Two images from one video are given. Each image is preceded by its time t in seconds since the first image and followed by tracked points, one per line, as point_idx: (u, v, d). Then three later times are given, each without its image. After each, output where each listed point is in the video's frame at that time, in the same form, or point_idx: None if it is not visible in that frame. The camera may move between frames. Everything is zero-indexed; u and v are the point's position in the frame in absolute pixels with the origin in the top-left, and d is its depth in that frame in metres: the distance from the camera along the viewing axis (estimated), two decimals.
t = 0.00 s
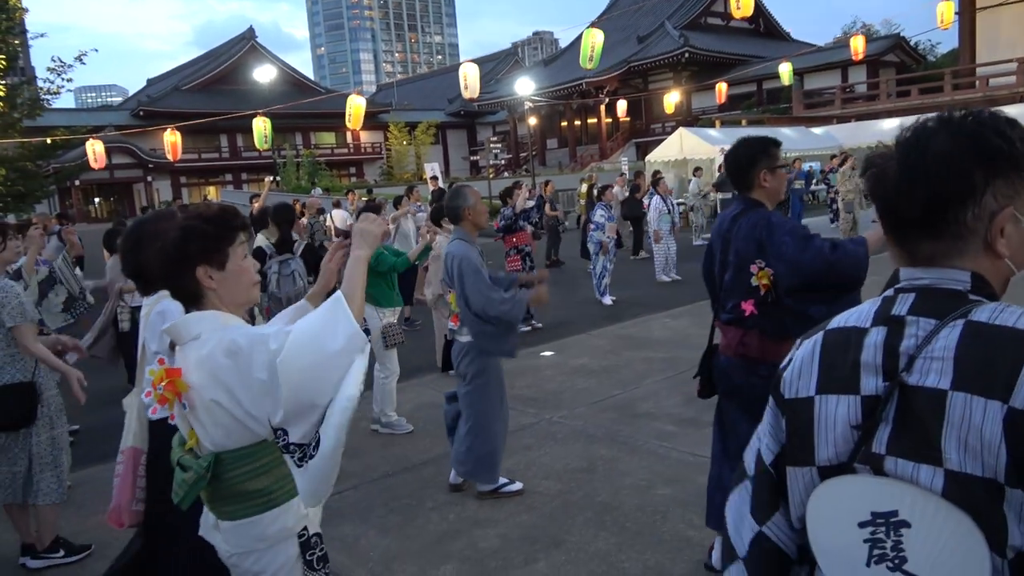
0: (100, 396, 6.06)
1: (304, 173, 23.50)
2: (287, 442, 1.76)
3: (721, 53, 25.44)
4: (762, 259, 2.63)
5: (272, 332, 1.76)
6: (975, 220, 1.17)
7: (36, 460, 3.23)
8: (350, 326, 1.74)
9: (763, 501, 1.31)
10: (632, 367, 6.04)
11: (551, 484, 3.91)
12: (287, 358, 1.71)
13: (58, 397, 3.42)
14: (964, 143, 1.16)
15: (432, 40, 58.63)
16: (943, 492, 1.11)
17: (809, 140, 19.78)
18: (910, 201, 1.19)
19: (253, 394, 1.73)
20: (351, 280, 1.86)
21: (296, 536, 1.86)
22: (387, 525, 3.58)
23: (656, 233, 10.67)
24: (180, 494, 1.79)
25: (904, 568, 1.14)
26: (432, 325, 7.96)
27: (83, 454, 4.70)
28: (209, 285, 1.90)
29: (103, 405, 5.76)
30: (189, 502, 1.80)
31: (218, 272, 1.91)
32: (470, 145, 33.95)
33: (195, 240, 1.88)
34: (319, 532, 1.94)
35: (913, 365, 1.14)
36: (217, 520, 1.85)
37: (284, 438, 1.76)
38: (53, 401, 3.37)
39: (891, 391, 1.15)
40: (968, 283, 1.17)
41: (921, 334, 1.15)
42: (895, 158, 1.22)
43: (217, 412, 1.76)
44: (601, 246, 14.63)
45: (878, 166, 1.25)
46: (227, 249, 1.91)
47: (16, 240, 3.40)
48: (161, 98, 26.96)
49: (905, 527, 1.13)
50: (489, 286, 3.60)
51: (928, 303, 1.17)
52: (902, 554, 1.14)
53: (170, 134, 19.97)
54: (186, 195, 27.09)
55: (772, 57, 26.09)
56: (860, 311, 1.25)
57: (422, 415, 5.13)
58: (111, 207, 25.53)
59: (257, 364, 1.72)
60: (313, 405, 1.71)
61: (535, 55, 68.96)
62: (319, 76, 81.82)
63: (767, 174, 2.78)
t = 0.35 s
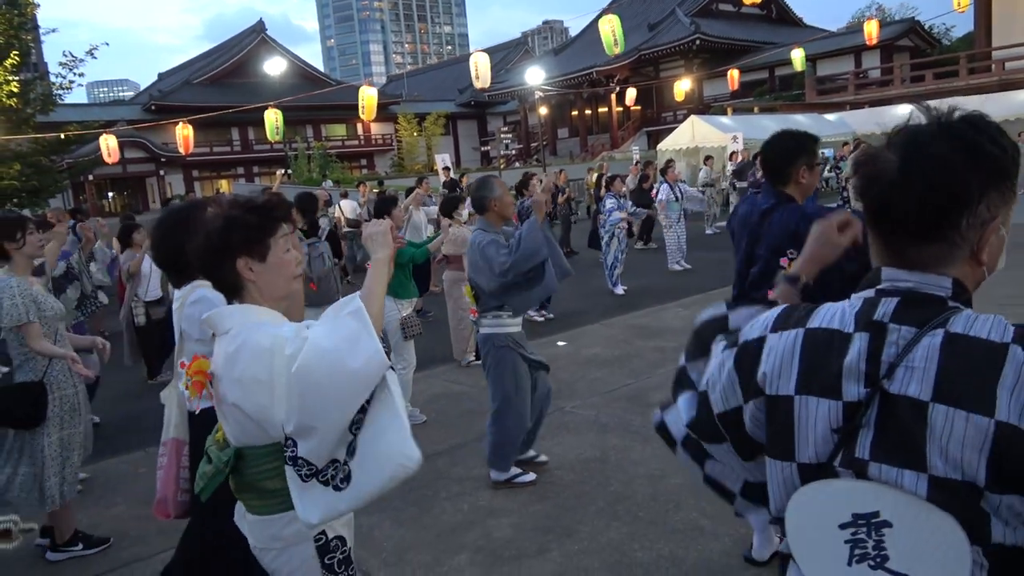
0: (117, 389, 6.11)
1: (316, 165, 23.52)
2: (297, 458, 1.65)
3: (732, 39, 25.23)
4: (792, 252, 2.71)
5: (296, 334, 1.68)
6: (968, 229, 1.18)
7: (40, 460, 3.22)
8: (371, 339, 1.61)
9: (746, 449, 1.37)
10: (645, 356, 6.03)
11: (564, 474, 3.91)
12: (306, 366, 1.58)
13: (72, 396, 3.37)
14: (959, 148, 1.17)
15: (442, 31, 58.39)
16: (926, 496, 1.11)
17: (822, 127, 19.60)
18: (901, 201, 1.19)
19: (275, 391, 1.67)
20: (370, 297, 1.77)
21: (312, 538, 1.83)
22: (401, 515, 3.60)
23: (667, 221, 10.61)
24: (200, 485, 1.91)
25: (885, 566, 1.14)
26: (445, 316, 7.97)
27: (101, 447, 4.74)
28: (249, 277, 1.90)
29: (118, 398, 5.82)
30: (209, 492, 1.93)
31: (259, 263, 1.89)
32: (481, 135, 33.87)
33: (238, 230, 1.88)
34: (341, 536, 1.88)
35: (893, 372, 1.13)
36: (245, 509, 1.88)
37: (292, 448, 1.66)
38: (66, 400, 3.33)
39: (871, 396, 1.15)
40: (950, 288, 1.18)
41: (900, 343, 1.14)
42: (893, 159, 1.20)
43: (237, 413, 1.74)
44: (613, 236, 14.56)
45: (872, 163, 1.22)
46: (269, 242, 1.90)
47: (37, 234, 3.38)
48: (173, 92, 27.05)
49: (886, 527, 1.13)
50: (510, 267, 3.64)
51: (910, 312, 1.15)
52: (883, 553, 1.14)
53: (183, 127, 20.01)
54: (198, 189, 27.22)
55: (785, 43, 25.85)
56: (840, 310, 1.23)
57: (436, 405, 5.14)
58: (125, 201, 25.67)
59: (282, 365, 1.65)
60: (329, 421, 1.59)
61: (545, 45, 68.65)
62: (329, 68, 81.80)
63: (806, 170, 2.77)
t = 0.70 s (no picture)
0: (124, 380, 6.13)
1: (319, 158, 23.51)
2: (303, 467, 1.65)
3: (737, 30, 25.12)
4: (822, 238, 2.67)
5: (329, 356, 1.62)
6: (988, 246, 1.27)
7: (38, 455, 3.18)
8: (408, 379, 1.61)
9: (744, 437, 1.39)
10: (649, 349, 6.03)
11: (569, 466, 3.92)
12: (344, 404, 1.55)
13: (75, 392, 3.28)
14: (987, 177, 1.23)
15: (446, 22, 58.18)
16: (961, 481, 1.18)
17: (828, 118, 19.52)
18: (920, 209, 1.25)
19: (296, 401, 1.61)
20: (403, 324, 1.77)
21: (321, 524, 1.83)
22: (406, 506, 3.60)
23: (673, 213, 10.58)
24: (210, 473, 1.89)
25: (918, 549, 1.19)
26: (450, 308, 7.99)
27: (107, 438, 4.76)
28: (278, 273, 1.87)
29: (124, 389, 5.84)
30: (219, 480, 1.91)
31: (288, 260, 1.87)
32: (485, 128, 33.78)
33: (268, 227, 1.84)
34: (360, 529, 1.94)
35: (924, 373, 1.18)
36: (247, 495, 1.88)
37: (302, 458, 1.65)
38: (67, 396, 3.25)
39: (903, 396, 1.20)
40: (963, 294, 1.24)
41: (925, 347, 1.19)
42: (934, 183, 1.24)
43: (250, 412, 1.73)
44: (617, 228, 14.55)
45: (909, 177, 1.27)
46: (297, 240, 1.88)
47: (54, 224, 3.36)
48: (176, 84, 27.05)
49: (918, 513, 1.19)
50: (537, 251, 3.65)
51: (936, 316, 1.20)
52: (916, 536, 1.19)
53: (187, 120, 20.00)
54: (203, 181, 27.24)
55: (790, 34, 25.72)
56: (864, 310, 1.25)
57: (442, 396, 5.15)
58: (129, 193, 25.71)
59: (305, 386, 1.60)
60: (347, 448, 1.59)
61: (549, 37, 68.35)
62: (332, 61, 81.74)
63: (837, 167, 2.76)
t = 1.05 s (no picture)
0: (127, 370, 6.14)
1: (321, 149, 23.47)
2: (377, 446, 1.86)
3: (739, 24, 25.04)
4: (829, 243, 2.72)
5: (393, 343, 1.75)
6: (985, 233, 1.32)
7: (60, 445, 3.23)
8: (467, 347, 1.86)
9: (763, 433, 1.38)
10: (651, 341, 6.04)
11: (570, 458, 3.92)
12: (430, 386, 1.74)
13: (93, 382, 3.28)
14: (983, 168, 1.29)
15: (447, 14, 57.96)
16: (988, 449, 1.22)
17: (830, 111, 19.47)
18: (924, 206, 1.29)
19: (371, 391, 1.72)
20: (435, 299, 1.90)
21: (360, 506, 1.91)
22: (409, 498, 3.61)
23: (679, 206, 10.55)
24: (257, 474, 1.84)
25: (949, 520, 1.21)
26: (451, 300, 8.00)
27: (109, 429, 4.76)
28: (304, 270, 1.87)
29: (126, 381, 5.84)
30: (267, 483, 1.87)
31: (315, 258, 1.89)
32: (486, 120, 33.68)
33: (297, 225, 1.83)
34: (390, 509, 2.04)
35: (946, 352, 1.21)
36: (275, 493, 1.89)
37: (372, 440, 1.85)
38: (85, 387, 3.25)
39: (929, 374, 1.21)
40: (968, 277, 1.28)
41: (943, 327, 1.22)
42: (941, 175, 1.28)
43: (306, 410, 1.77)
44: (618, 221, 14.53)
45: (914, 172, 1.30)
46: (324, 235, 1.89)
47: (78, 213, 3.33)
48: (177, 75, 26.99)
49: (948, 486, 1.20)
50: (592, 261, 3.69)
51: (953, 298, 1.23)
52: (946, 507, 1.21)
53: (189, 111, 19.94)
54: (204, 173, 27.22)
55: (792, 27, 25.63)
56: (885, 297, 1.26)
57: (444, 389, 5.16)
58: (130, 185, 25.68)
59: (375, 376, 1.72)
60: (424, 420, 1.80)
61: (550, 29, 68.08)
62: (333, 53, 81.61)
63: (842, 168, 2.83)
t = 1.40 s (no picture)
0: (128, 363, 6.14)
1: (320, 142, 23.41)
2: (378, 432, 1.85)
3: (740, 17, 24.96)
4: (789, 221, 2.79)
5: (388, 323, 1.74)
6: (952, 200, 1.24)
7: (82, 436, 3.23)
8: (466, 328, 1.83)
9: (742, 400, 1.42)
10: (650, 334, 6.05)
11: (571, 451, 3.92)
12: (426, 363, 1.71)
13: (116, 373, 3.28)
14: (955, 129, 1.22)
15: (446, 6, 57.61)
16: (932, 435, 1.18)
17: (831, 105, 19.42)
18: (900, 179, 1.24)
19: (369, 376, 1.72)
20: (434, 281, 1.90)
21: (366, 496, 1.92)
22: (411, 491, 3.61)
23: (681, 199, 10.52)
24: (260, 463, 1.83)
25: (891, 502, 1.21)
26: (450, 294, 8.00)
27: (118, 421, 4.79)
28: (298, 260, 1.85)
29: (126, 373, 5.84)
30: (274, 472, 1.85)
31: (309, 247, 1.87)
32: (486, 113, 33.58)
33: (290, 215, 1.83)
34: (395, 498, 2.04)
35: (894, 328, 1.18)
36: (281, 485, 1.90)
37: (375, 424, 1.85)
38: (107, 378, 3.25)
39: (877, 352, 1.20)
40: (936, 251, 1.24)
41: (896, 301, 1.19)
42: (895, 144, 1.24)
43: (308, 397, 1.77)
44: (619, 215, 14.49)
45: (872, 141, 1.27)
46: (318, 223, 1.88)
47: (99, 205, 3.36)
48: (176, 68, 26.90)
49: (889, 468, 1.19)
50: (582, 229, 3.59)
51: (907, 273, 1.20)
52: (888, 491, 1.20)
53: (189, 104, 19.86)
54: (203, 166, 27.17)
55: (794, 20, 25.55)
56: (841, 271, 1.26)
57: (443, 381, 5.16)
58: (129, 178, 25.62)
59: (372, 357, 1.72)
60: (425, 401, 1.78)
61: (550, 22, 67.77)
62: (333, 45, 81.44)
63: (790, 149, 2.98)
